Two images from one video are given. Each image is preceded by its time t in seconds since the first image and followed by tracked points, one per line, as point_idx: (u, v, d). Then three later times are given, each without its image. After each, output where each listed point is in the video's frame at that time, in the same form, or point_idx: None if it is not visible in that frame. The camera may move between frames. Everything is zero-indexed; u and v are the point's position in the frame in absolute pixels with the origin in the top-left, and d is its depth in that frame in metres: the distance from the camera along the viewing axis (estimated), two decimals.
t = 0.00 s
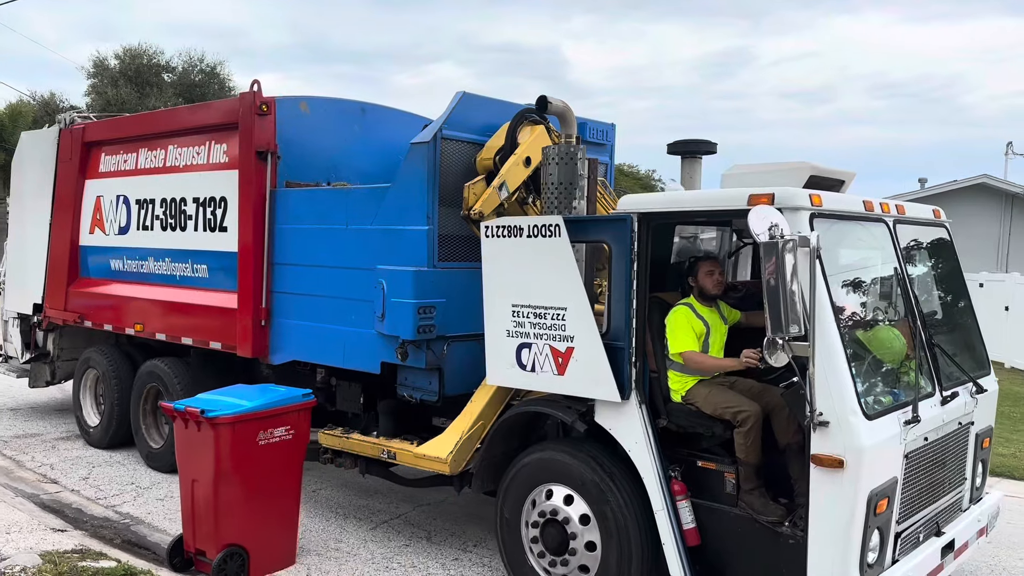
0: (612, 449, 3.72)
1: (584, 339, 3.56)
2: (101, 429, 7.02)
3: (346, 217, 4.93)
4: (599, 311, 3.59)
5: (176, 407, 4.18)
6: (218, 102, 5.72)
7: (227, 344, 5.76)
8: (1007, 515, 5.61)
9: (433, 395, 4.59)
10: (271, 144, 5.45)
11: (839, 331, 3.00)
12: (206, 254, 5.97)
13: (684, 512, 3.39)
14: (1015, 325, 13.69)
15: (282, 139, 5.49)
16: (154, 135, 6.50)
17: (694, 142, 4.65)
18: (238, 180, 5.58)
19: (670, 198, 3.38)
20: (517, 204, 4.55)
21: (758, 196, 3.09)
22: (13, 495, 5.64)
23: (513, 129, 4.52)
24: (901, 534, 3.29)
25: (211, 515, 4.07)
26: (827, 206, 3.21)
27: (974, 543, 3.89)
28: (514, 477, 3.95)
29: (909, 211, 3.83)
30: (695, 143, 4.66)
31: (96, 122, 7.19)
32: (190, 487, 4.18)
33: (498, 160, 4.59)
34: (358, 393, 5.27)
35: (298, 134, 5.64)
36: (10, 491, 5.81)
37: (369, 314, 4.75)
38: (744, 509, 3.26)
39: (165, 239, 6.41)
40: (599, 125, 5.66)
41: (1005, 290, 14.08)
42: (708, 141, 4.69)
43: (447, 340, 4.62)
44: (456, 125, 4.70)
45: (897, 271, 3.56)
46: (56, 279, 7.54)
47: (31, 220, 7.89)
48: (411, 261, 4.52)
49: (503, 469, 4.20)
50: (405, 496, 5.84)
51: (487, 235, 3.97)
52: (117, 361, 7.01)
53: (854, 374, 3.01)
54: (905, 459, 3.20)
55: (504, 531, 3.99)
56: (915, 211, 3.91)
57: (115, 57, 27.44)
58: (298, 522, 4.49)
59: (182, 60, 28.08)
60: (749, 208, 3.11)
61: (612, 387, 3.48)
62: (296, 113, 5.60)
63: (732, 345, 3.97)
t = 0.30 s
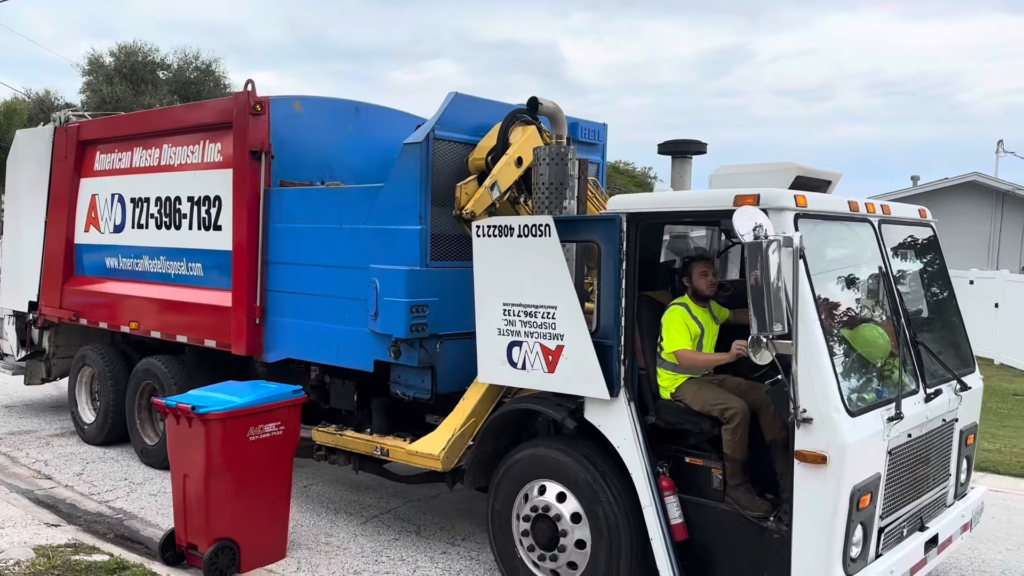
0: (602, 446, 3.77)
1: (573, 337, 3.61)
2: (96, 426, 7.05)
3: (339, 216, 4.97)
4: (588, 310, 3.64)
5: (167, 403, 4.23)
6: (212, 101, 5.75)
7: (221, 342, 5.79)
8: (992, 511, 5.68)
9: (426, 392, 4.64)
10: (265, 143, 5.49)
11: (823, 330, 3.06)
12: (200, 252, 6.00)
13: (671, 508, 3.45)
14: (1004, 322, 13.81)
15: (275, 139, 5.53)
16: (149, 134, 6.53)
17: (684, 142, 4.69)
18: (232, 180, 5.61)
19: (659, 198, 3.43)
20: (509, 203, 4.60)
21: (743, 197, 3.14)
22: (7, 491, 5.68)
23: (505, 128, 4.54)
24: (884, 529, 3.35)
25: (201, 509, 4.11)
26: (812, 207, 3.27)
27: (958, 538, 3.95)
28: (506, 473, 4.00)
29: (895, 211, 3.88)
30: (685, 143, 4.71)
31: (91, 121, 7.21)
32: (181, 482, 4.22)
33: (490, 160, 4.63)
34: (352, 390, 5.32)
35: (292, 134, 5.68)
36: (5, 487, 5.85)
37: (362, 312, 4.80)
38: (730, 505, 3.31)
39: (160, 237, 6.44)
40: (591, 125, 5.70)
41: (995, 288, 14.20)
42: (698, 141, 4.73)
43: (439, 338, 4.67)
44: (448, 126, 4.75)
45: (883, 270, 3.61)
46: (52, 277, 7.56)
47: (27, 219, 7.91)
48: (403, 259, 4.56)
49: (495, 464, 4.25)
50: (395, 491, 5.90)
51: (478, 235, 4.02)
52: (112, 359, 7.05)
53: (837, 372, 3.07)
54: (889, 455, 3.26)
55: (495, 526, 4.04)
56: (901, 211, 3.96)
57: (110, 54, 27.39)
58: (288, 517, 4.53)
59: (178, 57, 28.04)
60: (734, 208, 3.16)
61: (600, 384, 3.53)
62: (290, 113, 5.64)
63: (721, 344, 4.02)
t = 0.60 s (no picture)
0: (593, 439, 3.86)
1: (563, 331, 3.70)
2: (96, 421, 7.13)
3: (335, 214, 5.05)
4: (578, 306, 3.73)
5: (169, 399, 4.31)
6: (209, 100, 5.83)
7: (220, 338, 5.87)
8: (978, 504, 5.78)
9: (421, 386, 4.73)
10: (261, 142, 5.57)
11: (804, 325, 3.14)
12: (198, 250, 6.08)
13: (659, 498, 3.54)
14: (997, 317, 13.92)
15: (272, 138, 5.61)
16: (147, 133, 6.60)
17: (674, 140, 4.78)
18: (229, 178, 5.69)
19: (646, 196, 3.52)
20: (501, 200, 4.72)
21: (727, 195, 3.22)
22: (10, 486, 5.77)
23: (497, 127, 4.62)
24: (866, 518, 3.43)
25: (203, 503, 4.20)
26: (794, 205, 3.35)
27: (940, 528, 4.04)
28: (498, 465, 4.09)
29: (877, 208, 3.97)
30: (675, 141, 4.80)
31: (89, 121, 7.28)
32: (182, 477, 4.31)
33: (483, 159, 4.70)
34: (348, 385, 5.41)
35: (288, 133, 5.76)
36: (8, 482, 5.93)
37: (357, 308, 4.88)
38: (716, 494, 3.41)
39: (158, 235, 6.51)
40: (583, 123, 5.78)
41: (988, 284, 14.31)
42: (688, 140, 4.81)
43: (434, 333, 4.75)
44: (441, 124, 4.83)
45: (865, 266, 3.70)
46: (51, 275, 7.64)
47: (26, 217, 7.99)
48: (398, 256, 4.64)
49: (488, 457, 4.34)
50: (392, 485, 5.99)
51: (471, 232, 4.10)
52: (111, 355, 7.14)
53: (818, 364, 3.16)
54: (869, 446, 3.35)
55: (489, 518, 4.13)
56: (884, 209, 4.05)
57: (107, 52, 27.42)
58: (287, 510, 4.62)
59: (175, 54, 28.08)
60: (718, 206, 3.25)
61: (590, 377, 3.62)
62: (286, 112, 5.72)
63: (708, 338, 4.11)
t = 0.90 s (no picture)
0: (592, 434, 3.94)
1: (563, 329, 3.78)
2: (101, 417, 7.22)
3: (339, 213, 5.13)
4: (577, 305, 3.80)
5: (175, 394, 4.39)
6: (214, 100, 5.90)
7: (225, 334, 5.95)
8: (971, 498, 5.87)
9: (423, 382, 4.82)
10: (266, 141, 5.65)
11: (798, 324, 3.22)
12: (202, 248, 6.16)
13: (656, 492, 3.63)
14: (995, 315, 14.01)
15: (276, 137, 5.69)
16: (152, 132, 6.68)
17: (673, 140, 4.85)
18: (234, 177, 5.77)
19: (644, 197, 3.59)
20: (502, 199, 4.79)
21: (722, 196, 3.30)
22: (17, 480, 5.85)
23: (497, 128, 4.70)
24: (859, 512, 3.50)
25: (208, 496, 4.29)
26: (788, 205, 3.42)
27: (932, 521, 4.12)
28: (499, 459, 4.17)
29: (871, 208, 4.05)
30: (673, 141, 4.87)
31: (94, 120, 7.36)
32: (188, 470, 4.39)
33: (483, 159, 4.78)
34: (351, 380, 5.49)
35: (292, 132, 5.83)
36: (15, 476, 6.02)
37: (361, 306, 4.96)
38: (712, 488, 3.49)
39: (163, 233, 6.59)
40: (583, 123, 5.85)
41: (986, 281, 14.39)
42: (687, 140, 4.88)
43: (436, 330, 4.83)
44: (443, 125, 4.91)
45: (858, 264, 3.77)
46: (57, 272, 7.72)
47: (31, 215, 8.07)
48: (401, 255, 4.72)
49: (489, 452, 4.43)
50: (394, 479, 6.07)
51: (471, 233, 4.18)
52: (117, 351, 7.22)
53: (811, 361, 3.24)
54: (862, 441, 3.43)
55: (489, 511, 4.22)
56: (877, 208, 4.12)
57: (108, 49, 27.48)
58: (291, 503, 4.71)
59: (175, 51, 28.14)
60: (714, 207, 3.33)
61: (589, 374, 3.70)
62: (290, 112, 5.79)
63: (705, 335, 4.20)
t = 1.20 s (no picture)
0: (590, 429, 4.01)
1: (562, 326, 3.84)
2: (106, 413, 7.29)
3: (340, 211, 5.20)
4: (576, 302, 3.87)
5: (180, 390, 4.47)
6: (217, 100, 5.97)
7: (228, 332, 6.02)
8: (966, 493, 5.93)
9: (424, 378, 4.89)
10: (268, 141, 5.72)
11: (792, 320, 3.29)
12: (206, 246, 6.23)
13: (653, 485, 3.70)
14: (994, 312, 14.08)
15: (278, 136, 5.76)
16: (155, 132, 6.75)
17: (670, 140, 4.92)
18: (236, 176, 5.84)
19: (641, 196, 3.64)
20: (499, 201, 4.80)
21: (718, 195, 3.37)
22: (24, 476, 5.93)
23: (497, 128, 4.78)
24: (851, 505, 3.56)
25: (213, 490, 4.36)
26: (782, 204, 3.48)
27: (924, 515, 4.19)
28: (499, 455, 4.24)
29: (866, 207, 4.11)
30: (672, 140, 4.93)
31: (98, 119, 7.43)
32: (193, 465, 4.46)
33: (484, 158, 4.85)
34: (354, 377, 5.57)
35: (294, 132, 5.90)
36: (22, 472, 6.10)
37: (363, 303, 5.04)
38: (708, 482, 3.56)
39: (167, 232, 6.66)
40: (581, 123, 5.91)
41: (985, 279, 14.45)
42: (684, 139, 4.95)
43: (437, 327, 4.91)
44: (444, 124, 4.98)
45: (852, 263, 3.83)
46: (61, 270, 7.79)
47: (36, 213, 8.14)
48: (402, 253, 4.79)
49: (489, 447, 4.50)
50: (395, 475, 6.14)
51: (474, 230, 4.23)
52: (121, 348, 7.29)
53: (805, 358, 3.31)
54: (855, 436, 3.49)
55: (489, 505, 4.30)
56: (872, 207, 4.18)
57: (110, 47, 27.55)
58: (294, 498, 4.78)
59: (177, 49, 28.20)
60: (710, 205, 3.40)
61: (587, 370, 3.77)
62: (292, 112, 5.87)
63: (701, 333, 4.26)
